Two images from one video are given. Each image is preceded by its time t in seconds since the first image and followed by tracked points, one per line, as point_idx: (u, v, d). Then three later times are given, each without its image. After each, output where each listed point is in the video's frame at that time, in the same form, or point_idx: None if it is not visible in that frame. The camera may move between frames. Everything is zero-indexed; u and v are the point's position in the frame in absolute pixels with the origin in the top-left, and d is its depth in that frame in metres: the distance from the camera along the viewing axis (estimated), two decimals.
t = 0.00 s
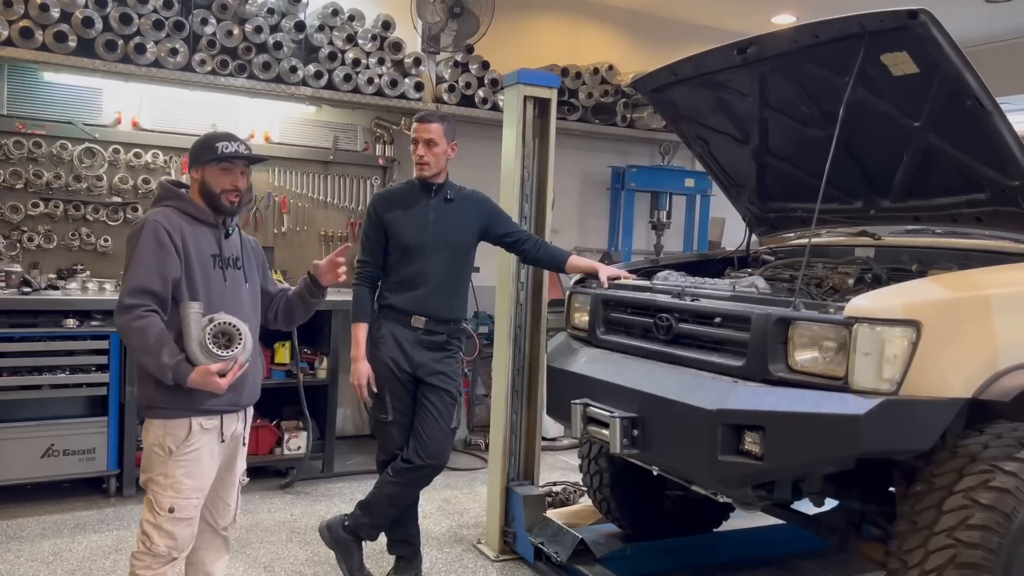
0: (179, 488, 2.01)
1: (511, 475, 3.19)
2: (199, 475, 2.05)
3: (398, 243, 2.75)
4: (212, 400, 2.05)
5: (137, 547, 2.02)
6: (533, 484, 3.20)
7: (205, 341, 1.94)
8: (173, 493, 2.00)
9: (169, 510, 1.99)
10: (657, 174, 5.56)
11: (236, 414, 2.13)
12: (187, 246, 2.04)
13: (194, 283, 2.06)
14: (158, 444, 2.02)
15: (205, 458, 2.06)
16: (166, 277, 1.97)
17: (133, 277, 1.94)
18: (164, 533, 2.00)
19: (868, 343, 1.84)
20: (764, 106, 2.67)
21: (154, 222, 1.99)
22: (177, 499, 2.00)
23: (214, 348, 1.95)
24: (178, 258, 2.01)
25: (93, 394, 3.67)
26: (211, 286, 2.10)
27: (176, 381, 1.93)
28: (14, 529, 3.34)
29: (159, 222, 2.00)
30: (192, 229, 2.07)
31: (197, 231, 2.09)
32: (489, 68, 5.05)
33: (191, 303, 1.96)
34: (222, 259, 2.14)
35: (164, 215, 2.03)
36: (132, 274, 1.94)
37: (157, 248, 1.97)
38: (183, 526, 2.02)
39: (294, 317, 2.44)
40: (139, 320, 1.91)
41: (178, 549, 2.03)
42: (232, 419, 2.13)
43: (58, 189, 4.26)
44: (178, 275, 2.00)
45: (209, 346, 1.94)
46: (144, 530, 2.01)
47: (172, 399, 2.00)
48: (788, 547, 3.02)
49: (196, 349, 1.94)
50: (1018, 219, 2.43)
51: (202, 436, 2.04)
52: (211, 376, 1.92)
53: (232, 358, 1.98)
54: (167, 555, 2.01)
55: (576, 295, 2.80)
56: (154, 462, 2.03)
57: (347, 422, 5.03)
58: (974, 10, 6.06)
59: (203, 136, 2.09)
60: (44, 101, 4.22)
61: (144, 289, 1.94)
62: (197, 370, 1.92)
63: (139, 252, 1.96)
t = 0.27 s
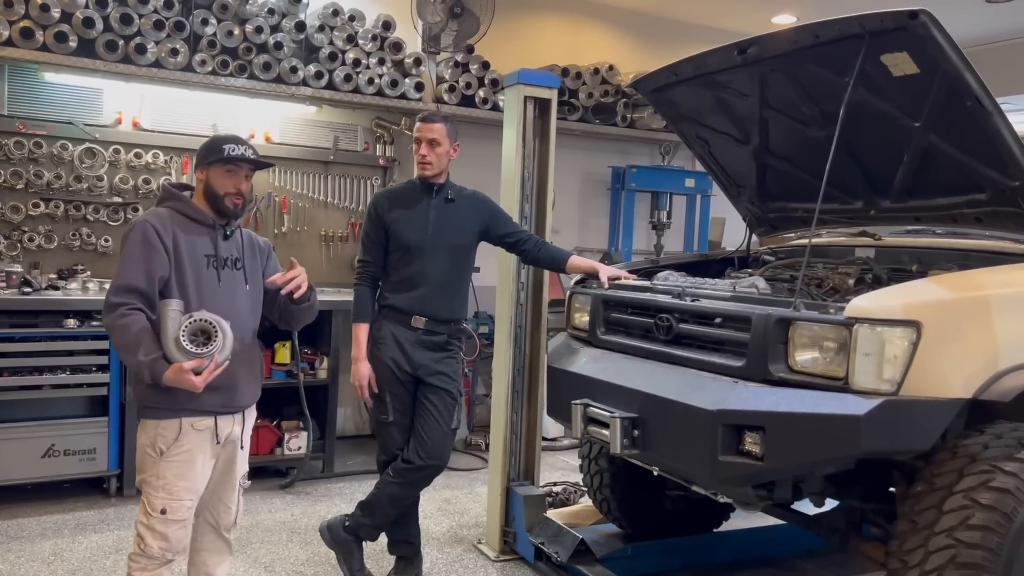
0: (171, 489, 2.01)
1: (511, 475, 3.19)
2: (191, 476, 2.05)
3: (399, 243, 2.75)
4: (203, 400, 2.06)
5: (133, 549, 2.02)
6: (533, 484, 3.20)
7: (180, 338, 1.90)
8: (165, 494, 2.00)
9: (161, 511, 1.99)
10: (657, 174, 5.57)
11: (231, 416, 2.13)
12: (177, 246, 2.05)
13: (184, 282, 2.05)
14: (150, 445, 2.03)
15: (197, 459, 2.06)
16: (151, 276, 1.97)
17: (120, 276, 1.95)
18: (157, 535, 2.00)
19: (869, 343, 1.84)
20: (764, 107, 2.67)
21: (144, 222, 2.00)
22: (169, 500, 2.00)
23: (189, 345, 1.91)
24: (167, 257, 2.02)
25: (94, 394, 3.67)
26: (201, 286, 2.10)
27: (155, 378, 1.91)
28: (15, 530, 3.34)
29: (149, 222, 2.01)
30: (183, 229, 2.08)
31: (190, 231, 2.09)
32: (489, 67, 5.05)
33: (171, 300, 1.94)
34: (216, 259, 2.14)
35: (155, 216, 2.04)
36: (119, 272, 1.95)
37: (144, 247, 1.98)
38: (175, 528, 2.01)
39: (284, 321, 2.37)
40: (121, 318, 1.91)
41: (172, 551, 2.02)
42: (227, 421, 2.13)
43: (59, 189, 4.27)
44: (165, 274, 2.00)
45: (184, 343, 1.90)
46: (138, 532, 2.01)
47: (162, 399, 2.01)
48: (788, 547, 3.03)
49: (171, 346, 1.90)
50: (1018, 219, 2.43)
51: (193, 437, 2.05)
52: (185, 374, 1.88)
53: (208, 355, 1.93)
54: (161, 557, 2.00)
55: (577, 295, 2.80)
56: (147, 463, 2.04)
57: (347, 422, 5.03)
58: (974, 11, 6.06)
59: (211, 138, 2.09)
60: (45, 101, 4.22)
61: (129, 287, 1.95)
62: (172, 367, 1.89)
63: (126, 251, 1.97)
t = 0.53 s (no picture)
0: (169, 490, 2.01)
1: (512, 476, 3.18)
2: (189, 477, 2.05)
3: (400, 243, 2.74)
4: (201, 401, 2.06)
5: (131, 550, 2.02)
6: (534, 484, 3.20)
7: (175, 340, 1.90)
8: (163, 495, 2.00)
9: (159, 513, 1.99)
10: (657, 174, 5.57)
11: (229, 417, 2.13)
12: (175, 247, 2.05)
13: (182, 283, 2.06)
14: (147, 446, 2.03)
15: (194, 461, 2.06)
16: (148, 277, 1.97)
17: (117, 277, 1.95)
18: (154, 536, 2.00)
19: (869, 344, 1.84)
20: (765, 107, 2.67)
21: (141, 222, 2.00)
22: (166, 502, 2.00)
23: (183, 347, 1.90)
24: (164, 258, 2.02)
25: (94, 394, 3.67)
26: (200, 287, 2.09)
27: (150, 380, 1.92)
28: (15, 530, 3.34)
29: (147, 223, 2.01)
30: (181, 230, 2.08)
31: (189, 231, 2.09)
32: (489, 68, 5.05)
33: (168, 302, 1.94)
34: (214, 260, 2.13)
35: (153, 216, 2.05)
36: (116, 273, 1.95)
37: (141, 248, 1.98)
38: (173, 529, 2.01)
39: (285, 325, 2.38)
40: (118, 320, 1.92)
41: (170, 552, 2.02)
42: (225, 422, 2.13)
43: (60, 189, 4.27)
44: (162, 275, 2.00)
45: (179, 345, 1.90)
46: (136, 533, 2.01)
47: (160, 401, 2.01)
48: (788, 547, 3.03)
49: (166, 348, 1.90)
50: (1018, 219, 2.43)
51: (191, 438, 2.05)
52: (178, 376, 1.87)
53: (203, 358, 1.92)
54: (159, 558, 2.01)
55: (577, 295, 2.80)
56: (144, 464, 2.05)
57: (348, 422, 5.03)
58: (974, 10, 6.06)
59: (211, 138, 2.09)
60: (45, 101, 4.22)
61: (126, 289, 1.95)
62: (166, 369, 1.88)
63: (124, 252, 1.97)
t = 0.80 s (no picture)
0: (167, 490, 2.01)
1: (512, 476, 3.18)
2: (188, 477, 2.05)
3: (401, 243, 2.74)
4: (200, 402, 2.06)
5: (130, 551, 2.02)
6: (534, 484, 3.20)
7: (176, 342, 1.91)
8: (161, 496, 2.00)
9: (157, 513, 1.99)
10: (658, 174, 5.56)
11: (228, 418, 2.13)
12: (174, 247, 2.05)
13: (181, 283, 2.06)
14: (145, 447, 2.03)
15: (193, 461, 2.05)
16: (147, 278, 1.98)
17: (116, 278, 1.95)
18: (154, 537, 1.99)
19: (870, 344, 1.84)
20: (766, 107, 2.67)
21: (140, 222, 2.00)
22: (165, 502, 2.00)
23: (184, 348, 1.91)
24: (163, 258, 2.02)
25: (94, 394, 3.67)
26: (198, 287, 2.09)
27: (150, 381, 1.92)
28: (15, 530, 3.34)
29: (146, 223, 2.01)
30: (179, 230, 2.08)
31: (187, 231, 2.09)
32: (490, 68, 5.05)
33: (167, 304, 1.94)
34: (213, 260, 2.13)
35: (151, 216, 2.04)
36: (114, 274, 1.96)
37: (140, 248, 1.98)
38: (172, 530, 2.01)
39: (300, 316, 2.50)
40: (117, 321, 1.93)
41: (169, 553, 2.02)
42: (225, 423, 2.12)
43: (60, 189, 4.27)
44: (161, 275, 2.01)
45: (180, 346, 1.91)
46: (135, 534, 2.01)
47: (159, 402, 2.01)
48: (789, 547, 3.03)
49: (167, 350, 1.91)
50: (1019, 219, 2.43)
51: (189, 439, 2.04)
52: (179, 377, 1.88)
53: (203, 359, 1.93)
54: (158, 558, 2.00)
55: (577, 295, 2.80)
56: (142, 465, 2.05)
57: (348, 422, 5.03)
58: (975, 10, 6.06)
59: (212, 137, 2.09)
60: (45, 101, 4.22)
61: (125, 290, 1.96)
62: (166, 371, 1.89)
63: (122, 252, 1.97)
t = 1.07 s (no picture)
0: (165, 490, 2.00)
1: (512, 476, 3.18)
2: (185, 477, 2.05)
3: (401, 243, 2.74)
4: (195, 403, 2.06)
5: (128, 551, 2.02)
6: (534, 484, 3.20)
7: (165, 344, 1.89)
8: (158, 496, 2.00)
9: (155, 513, 1.99)
10: (658, 174, 5.56)
11: (226, 418, 2.12)
12: (170, 248, 2.05)
13: (177, 285, 2.06)
14: (143, 447, 2.03)
15: (190, 461, 2.05)
16: (141, 279, 1.98)
17: (111, 279, 1.97)
18: (151, 537, 1.99)
19: (870, 344, 1.84)
20: (766, 107, 2.67)
21: (136, 223, 2.01)
22: (162, 502, 1.99)
23: (172, 351, 1.89)
24: (159, 260, 2.02)
25: (94, 394, 3.67)
26: (195, 288, 2.09)
27: (142, 383, 1.92)
28: (16, 530, 3.34)
29: (143, 224, 2.02)
30: (177, 231, 2.08)
31: (185, 232, 2.09)
32: (490, 68, 5.05)
33: (159, 305, 1.94)
34: (211, 261, 2.13)
35: (149, 217, 2.05)
36: (110, 275, 1.97)
37: (135, 250, 1.98)
38: (170, 530, 2.01)
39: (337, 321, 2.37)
40: (111, 322, 1.94)
41: (167, 553, 2.02)
42: (223, 423, 2.12)
43: (60, 189, 4.27)
44: (156, 277, 2.01)
45: (169, 349, 1.89)
46: (133, 534, 2.01)
47: (154, 403, 2.01)
48: (789, 547, 3.03)
49: (156, 352, 1.89)
50: (1020, 219, 2.43)
51: (186, 439, 2.04)
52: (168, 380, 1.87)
53: (193, 361, 1.91)
54: (156, 558, 2.00)
55: (578, 295, 2.80)
56: (140, 465, 2.05)
57: (348, 422, 5.03)
58: (975, 10, 6.06)
59: (211, 137, 2.10)
60: (45, 101, 4.22)
61: (120, 291, 1.97)
62: (156, 373, 1.88)
63: (118, 254, 1.98)
